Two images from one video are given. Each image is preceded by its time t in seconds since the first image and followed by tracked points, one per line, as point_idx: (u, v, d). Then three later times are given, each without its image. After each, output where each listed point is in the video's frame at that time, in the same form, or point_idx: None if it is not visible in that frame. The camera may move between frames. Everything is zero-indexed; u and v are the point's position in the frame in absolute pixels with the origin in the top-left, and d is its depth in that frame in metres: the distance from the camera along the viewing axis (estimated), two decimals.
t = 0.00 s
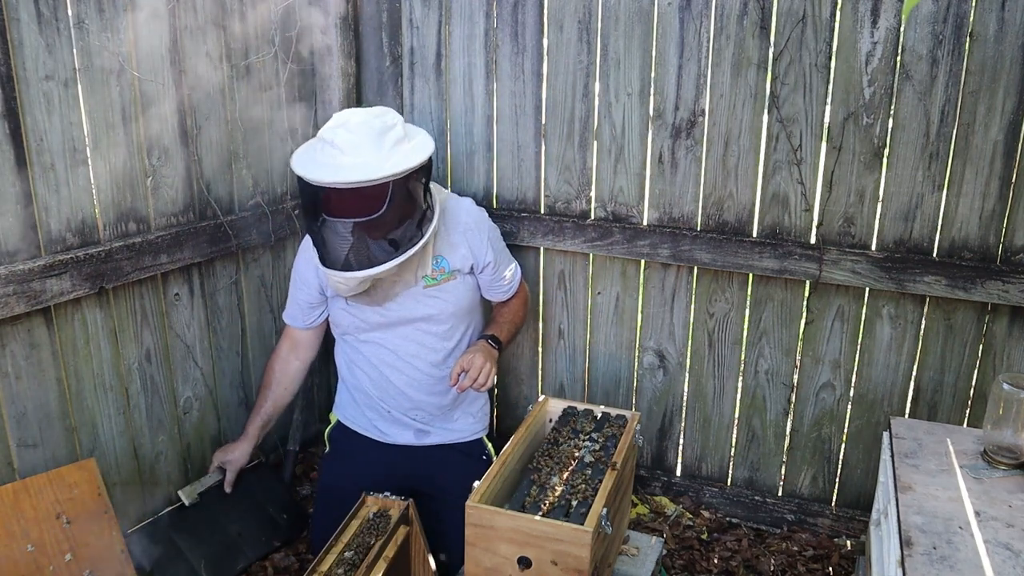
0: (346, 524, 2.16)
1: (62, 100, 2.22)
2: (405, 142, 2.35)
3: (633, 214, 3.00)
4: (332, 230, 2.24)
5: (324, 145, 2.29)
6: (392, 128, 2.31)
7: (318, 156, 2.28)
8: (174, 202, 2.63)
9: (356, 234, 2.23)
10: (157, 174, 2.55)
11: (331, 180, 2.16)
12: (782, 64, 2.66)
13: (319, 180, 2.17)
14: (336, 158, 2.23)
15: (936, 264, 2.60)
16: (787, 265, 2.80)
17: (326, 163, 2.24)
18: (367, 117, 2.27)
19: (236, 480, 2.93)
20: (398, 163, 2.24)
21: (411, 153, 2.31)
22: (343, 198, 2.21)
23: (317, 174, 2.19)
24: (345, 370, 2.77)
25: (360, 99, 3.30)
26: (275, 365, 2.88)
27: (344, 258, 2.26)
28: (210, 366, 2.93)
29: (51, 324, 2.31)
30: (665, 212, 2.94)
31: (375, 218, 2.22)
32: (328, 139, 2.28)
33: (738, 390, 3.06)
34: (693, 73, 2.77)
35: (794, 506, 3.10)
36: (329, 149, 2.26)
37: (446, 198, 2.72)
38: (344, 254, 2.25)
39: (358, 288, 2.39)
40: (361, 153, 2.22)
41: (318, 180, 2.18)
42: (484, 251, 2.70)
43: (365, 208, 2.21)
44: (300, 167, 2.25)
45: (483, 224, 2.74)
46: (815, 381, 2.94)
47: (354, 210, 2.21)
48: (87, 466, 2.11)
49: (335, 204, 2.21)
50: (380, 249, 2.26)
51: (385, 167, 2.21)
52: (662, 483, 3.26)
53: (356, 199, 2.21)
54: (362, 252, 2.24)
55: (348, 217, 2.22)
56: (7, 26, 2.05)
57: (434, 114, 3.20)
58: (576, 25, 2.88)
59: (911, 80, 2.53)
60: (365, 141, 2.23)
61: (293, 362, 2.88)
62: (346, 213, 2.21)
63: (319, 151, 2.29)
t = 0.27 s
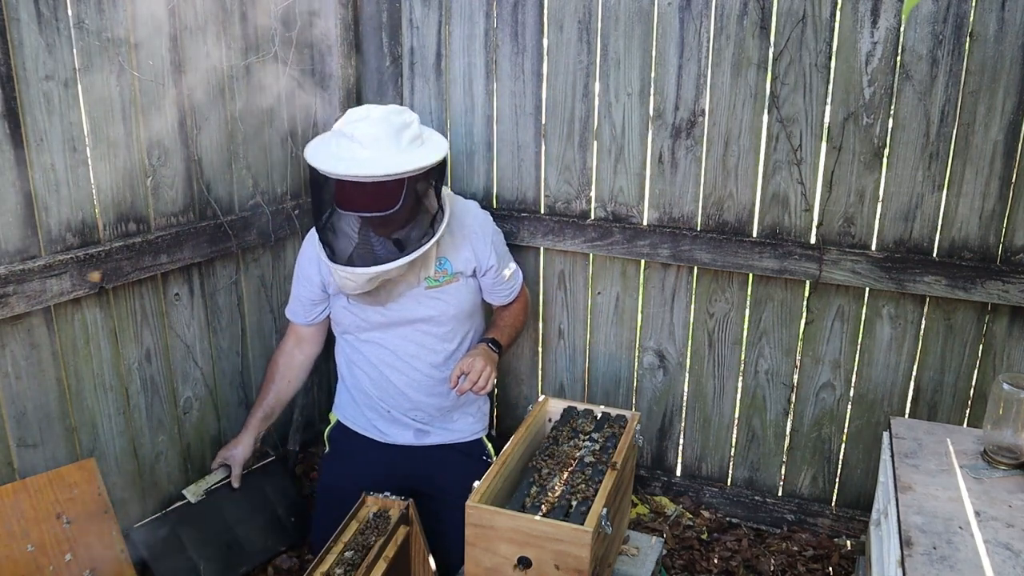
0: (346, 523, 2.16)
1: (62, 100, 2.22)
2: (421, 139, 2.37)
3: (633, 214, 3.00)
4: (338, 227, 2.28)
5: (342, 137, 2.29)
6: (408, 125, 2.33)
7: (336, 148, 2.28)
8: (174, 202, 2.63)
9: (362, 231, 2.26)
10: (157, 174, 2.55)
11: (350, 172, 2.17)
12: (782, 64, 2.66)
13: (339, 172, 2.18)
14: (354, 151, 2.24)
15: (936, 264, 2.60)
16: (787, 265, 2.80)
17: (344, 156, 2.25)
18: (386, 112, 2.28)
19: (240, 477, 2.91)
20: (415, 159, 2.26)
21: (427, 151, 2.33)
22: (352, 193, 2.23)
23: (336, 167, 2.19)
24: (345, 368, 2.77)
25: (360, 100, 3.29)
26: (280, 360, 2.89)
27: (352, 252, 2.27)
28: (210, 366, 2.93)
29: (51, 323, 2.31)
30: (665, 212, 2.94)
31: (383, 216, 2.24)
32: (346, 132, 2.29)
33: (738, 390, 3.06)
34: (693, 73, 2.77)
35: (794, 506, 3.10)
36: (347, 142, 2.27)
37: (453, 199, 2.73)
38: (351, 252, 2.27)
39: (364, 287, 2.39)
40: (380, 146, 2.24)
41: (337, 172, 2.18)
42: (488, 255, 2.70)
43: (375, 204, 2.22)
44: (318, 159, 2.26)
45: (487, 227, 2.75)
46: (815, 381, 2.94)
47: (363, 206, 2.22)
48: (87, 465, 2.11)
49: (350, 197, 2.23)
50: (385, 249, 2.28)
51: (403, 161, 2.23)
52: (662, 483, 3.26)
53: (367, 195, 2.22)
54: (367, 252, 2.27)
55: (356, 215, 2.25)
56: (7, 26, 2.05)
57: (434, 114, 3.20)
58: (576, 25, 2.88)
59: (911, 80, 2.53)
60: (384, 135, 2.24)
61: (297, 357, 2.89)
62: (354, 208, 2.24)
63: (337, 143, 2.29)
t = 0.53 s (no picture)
0: (347, 523, 2.16)
1: (62, 100, 2.22)
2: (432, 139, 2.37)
3: (633, 214, 3.00)
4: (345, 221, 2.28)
5: (355, 132, 2.30)
6: (421, 124, 2.34)
7: (348, 142, 2.29)
8: (175, 202, 2.63)
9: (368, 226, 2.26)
10: (157, 174, 2.55)
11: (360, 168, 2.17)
12: (782, 64, 2.66)
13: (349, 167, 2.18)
14: (365, 147, 2.25)
15: (936, 264, 2.60)
16: (787, 265, 2.80)
17: (355, 150, 2.25)
18: (399, 109, 2.29)
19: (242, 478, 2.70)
20: (425, 158, 2.26)
21: (438, 151, 2.33)
22: (360, 188, 2.23)
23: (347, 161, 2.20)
24: (348, 367, 2.76)
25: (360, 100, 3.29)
26: (281, 354, 2.83)
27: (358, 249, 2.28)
28: (210, 366, 2.93)
29: (51, 323, 2.31)
30: (665, 212, 2.94)
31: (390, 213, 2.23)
32: (359, 127, 2.30)
33: (738, 390, 3.06)
34: (693, 73, 2.77)
35: (794, 506, 3.10)
36: (359, 137, 2.28)
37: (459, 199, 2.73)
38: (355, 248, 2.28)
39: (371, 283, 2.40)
40: (391, 144, 2.24)
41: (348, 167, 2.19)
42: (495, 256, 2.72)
43: (383, 201, 2.22)
44: (330, 152, 2.27)
45: (493, 227, 2.75)
46: (815, 381, 2.94)
47: (370, 202, 2.22)
48: (87, 465, 2.11)
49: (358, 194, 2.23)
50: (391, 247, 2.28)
51: (413, 160, 2.23)
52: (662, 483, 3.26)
53: (375, 192, 2.22)
54: (373, 249, 2.27)
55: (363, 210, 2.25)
56: (7, 26, 2.05)
57: (434, 114, 3.20)
58: (576, 25, 2.88)
59: (911, 80, 2.53)
60: (396, 133, 2.25)
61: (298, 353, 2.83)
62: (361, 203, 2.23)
63: (349, 137, 2.30)
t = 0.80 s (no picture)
0: (347, 523, 2.16)
1: (62, 100, 2.22)
2: (443, 150, 2.35)
3: (633, 214, 3.00)
4: (347, 213, 2.27)
5: (366, 128, 2.33)
6: (433, 134, 2.33)
7: (357, 136, 2.31)
8: (175, 201, 2.63)
9: (372, 223, 2.25)
10: (157, 174, 2.55)
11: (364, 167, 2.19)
12: (782, 64, 2.66)
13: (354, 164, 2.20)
14: (371, 145, 2.26)
15: (936, 264, 2.60)
16: (787, 265, 2.80)
17: (361, 148, 2.27)
18: (413, 115, 2.29)
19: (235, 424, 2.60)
20: (428, 167, 2.25)
21: (443, 163, 2.31)
22: (364, 185, 2.23)
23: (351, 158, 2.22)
24: (350, 361, 2.76)
25: (360, 100, 3.30)
26: (286, 325, 2.84)
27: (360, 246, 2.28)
28: (210, 366, 2.93)
29: (51, 323, 2.31)
30: (665, 212, 2.94)
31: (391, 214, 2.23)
32: (371, 125, 2.32)
33: (738, 390, 3.06)
34: (693, 73, 2.77)
35: (794, 506, 3.10)
36: (368, 135, 2.30)
37: (468, 203, 2.73)
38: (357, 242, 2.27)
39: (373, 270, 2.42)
40: (395, 146, 2.25)
41: (352, 163, 2.21)
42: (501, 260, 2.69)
43: (383, 202, 2.21)
44: (338, 143, 2.30)
45: (500, 231, 2.75)
46: (815, 381, 2.94)
47: (371, 202, 2.21)
48: (87, 465, 2.11)
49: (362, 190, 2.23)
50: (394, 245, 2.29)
51: (412, 167, 2.22)
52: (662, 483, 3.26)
53: (379, 191, 2.22)
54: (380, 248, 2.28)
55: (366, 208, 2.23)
56: (7, 25, 2.05)
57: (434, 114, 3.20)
58: (576, 25, 2.88)
59: (911, 80, 2.53)
60: (405, 136, 2.26)
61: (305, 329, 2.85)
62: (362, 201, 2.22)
63: (360, 131, 2.33)
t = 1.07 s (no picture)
0: (347, 523, 2.16)
1: (62, 100, 2.22)
2: (461, 146, 2.38)
3: (633, 214, 3.00)
4: (361, 206, 2.30)
5: (386, 123, 2.33)
6: (453, 130, 2.36)
7: (377, 132, 2.31)
8: (175, 201, 2.63)
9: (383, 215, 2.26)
10: (157, 174, 2.55)
11: (389, 159, 2.21)
12: (782, 64, 2.66)
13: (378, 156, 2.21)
14: (393, 140, 2.27)
15: (936, 264, 2.60)
16: (787, 265, 2.80)
17: (384, 141, 2.28)
18: (433, 111, 2.32)
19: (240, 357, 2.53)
20: (449, 162, 2.27)
21: (463, 159, 2.33)
22: (381, 176, 2.25)
23: (375, 150, 2.23)
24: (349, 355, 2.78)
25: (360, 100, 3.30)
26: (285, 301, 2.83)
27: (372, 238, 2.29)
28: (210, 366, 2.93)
29: (51, 324, 2.31)
30: (665, 212, 2.94)
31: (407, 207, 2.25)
32: (391, 121, 2.33)
33: (738, 390, 3.06)
34: (693, 73, 2.77)
35: (794, 506, 3.10)
36: (389, 128, 2.31)
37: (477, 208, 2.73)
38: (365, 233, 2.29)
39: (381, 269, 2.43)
40: (418, 141, 2.26)
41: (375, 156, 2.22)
42: (503, 261, 2.69)
43: (400, 194, 2.23)
44: (358, 138, 2.30)
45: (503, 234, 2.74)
46: (815, 381, 2.94)
47: (387, 192, 2.24)
48: (87, 466, 2.11)
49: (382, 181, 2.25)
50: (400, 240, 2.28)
51: (436, 162, 2.24)
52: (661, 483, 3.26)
53: (398, 183, 2.23)
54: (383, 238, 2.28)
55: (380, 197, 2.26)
56: (7, 25, 2.05)
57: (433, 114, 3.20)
58: (576, 25, 2.88)
59: (911, 80, 2.53)
60: (428, 131, 2.28)
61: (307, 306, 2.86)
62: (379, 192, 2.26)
63: (380, 127, 2.33)
